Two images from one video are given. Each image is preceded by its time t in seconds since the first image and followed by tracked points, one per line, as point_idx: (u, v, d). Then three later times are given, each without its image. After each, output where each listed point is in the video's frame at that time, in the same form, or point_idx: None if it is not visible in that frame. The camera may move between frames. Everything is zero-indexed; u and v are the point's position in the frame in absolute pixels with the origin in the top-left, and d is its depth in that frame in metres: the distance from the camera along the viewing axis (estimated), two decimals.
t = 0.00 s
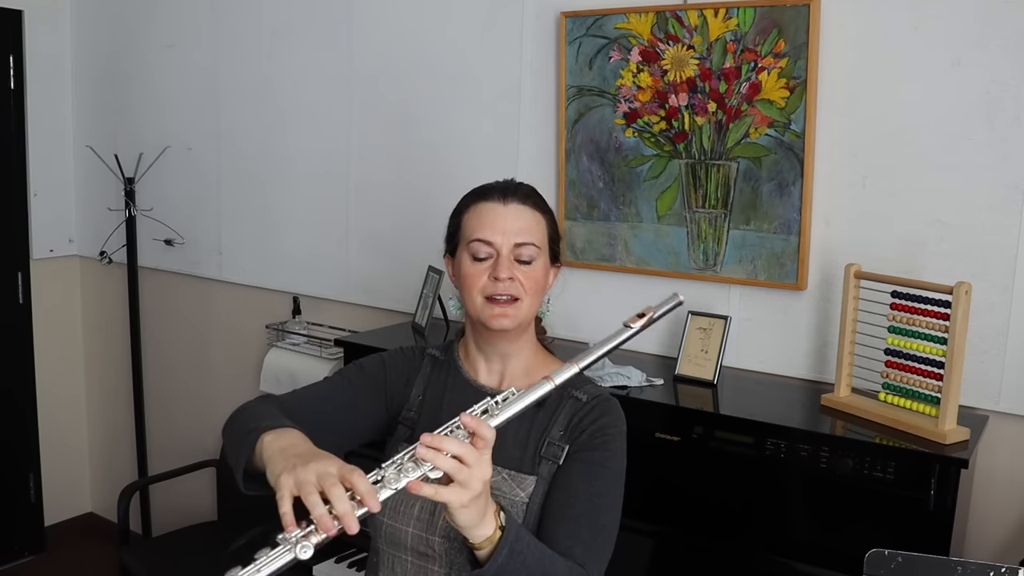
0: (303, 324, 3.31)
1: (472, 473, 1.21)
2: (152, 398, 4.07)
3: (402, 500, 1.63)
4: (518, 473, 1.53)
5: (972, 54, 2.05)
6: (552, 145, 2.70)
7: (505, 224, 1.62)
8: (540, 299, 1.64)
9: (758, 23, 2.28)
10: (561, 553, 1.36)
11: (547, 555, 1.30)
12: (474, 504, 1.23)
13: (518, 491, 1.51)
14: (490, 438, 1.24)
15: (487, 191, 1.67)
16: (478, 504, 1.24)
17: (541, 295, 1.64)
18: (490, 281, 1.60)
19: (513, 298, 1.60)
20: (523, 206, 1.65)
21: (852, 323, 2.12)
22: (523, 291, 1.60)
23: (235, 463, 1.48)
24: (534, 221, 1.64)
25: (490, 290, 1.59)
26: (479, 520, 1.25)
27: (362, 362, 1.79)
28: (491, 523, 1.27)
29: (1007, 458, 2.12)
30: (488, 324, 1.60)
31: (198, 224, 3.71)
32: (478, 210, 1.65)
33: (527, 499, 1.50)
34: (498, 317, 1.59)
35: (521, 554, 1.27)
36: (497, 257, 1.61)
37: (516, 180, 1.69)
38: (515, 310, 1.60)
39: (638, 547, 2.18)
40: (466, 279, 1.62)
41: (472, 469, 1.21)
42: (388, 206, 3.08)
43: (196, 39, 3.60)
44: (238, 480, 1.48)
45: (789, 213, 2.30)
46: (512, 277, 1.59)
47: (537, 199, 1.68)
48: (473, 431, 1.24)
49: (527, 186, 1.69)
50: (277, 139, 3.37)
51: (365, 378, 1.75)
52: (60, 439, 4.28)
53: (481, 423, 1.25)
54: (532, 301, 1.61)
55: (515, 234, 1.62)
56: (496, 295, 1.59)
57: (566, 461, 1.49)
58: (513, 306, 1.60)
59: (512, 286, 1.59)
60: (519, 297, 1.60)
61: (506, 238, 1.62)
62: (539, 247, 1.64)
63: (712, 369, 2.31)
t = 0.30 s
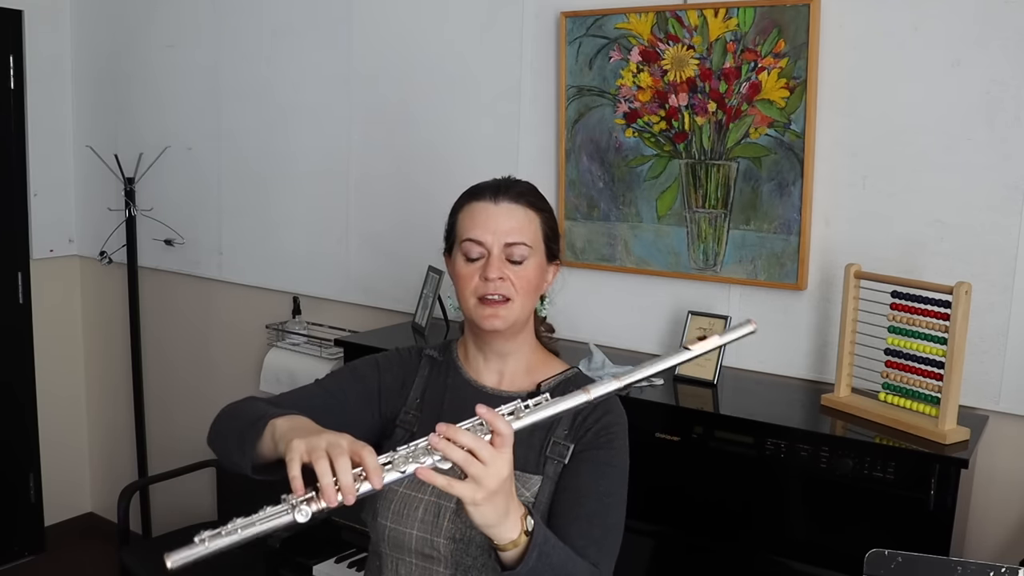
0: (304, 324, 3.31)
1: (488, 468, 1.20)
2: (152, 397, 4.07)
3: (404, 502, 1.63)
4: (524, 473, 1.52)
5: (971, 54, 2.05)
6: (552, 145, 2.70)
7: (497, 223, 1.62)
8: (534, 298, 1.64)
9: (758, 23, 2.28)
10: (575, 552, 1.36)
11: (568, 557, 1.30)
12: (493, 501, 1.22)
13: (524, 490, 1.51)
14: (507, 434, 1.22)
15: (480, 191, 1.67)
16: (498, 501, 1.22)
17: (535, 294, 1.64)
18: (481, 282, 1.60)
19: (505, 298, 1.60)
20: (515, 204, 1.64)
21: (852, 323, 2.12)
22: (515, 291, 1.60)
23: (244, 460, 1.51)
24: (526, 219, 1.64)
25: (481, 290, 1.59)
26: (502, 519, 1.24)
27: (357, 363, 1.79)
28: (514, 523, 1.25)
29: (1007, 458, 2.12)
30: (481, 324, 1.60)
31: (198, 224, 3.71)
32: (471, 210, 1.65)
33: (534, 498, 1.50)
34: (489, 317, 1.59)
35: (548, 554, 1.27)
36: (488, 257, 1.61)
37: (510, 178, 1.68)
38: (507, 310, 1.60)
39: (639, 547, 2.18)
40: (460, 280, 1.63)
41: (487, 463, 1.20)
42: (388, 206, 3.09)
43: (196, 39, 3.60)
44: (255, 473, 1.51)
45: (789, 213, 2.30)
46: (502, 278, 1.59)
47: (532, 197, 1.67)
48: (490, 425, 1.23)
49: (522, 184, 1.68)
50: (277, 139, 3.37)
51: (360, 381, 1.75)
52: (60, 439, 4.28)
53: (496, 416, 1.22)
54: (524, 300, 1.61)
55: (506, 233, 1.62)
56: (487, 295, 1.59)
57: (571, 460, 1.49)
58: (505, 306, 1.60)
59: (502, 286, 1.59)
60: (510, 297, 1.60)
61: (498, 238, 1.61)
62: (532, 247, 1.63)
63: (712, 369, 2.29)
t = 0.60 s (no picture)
0: (303, 324, 3.31)
1: (441, 487, 1.26)
2: (152, 397, 4.07)
3: (402, 502, 1.63)
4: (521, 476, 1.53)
5: (971, 54, 2.05)
6: (552, 145, 2.70)
7: (500, 224, 1.62)
8: (535, 300, 1.63)
9: (758, 23, 2.28)
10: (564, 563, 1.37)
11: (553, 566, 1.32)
12: (451, 517, 1.28)
13: (521, 494, 1.51)
14: (463, 458, 1.26)
15: (484, 192, 1.67)
16: (456, 520, 1.28)
17: (536, 297, 1.63)
18: (482, 283, 1.60)
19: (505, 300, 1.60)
20: (519, 206, 1.64)
21: (852, 325, 2.12)
22: (516, 293, 1.60)
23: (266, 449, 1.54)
24: (530, 221, 1.64)
25: (483, 291, 1.59)
26: (469, 537, 1.29)
27: (352, 373, 1.81)
28: (485, 543, 1.29)
29: (1007, 457, 2.12)
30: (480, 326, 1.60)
31: (198, 224, 3.71)
32: (475, 211, 1.65)
33: (530, 502, 1.50)
34: (489, 318, 1.59)
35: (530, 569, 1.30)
36: (490, 259, 1.61)
37: (514, 180, 1.68)
38: (509, 312, 1.60)
39: (639, 547, 2.18)
40: (461, 280, 1.63)
41: (441, 481, 1.26)
42: (388, 206, 3.08)
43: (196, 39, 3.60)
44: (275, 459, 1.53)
45: (789, 213, 2.30)
46: (504, 279, 1.59)
47: (535, 199, 1.67)
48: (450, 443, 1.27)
49: (526, 186, 1.68)
50: (277, 139, 3.37)
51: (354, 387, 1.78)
52: (60, 439, 4.28)
53: (451, 436, 1.26)
54: (526, 302, 1.61)
55: (510, 235, 1.61)
56: (488, 297, 1.59)
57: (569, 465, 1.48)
58: (506, 307, 1.60)
59: (504, 288, 1.59)
60: (511, 299, 1.59)
61: (500, 239, 1.61)
62: (534, 248, 1.63)
63: (712, 369, 2.30)
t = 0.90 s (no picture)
0: (303, 324, 3.31)
1: (410, 506, 1.31)
2: (153, 397, 4.07)
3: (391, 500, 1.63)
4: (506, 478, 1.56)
5: (971, 54, 2.05)
6: (552, 144, 2.70)
7: (494, 224, 1.62)
8: (527, 302, 1.64)
9: (758, 23, 2.28)
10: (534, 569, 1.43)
11: None
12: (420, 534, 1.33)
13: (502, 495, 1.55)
14: (433, 482, 1.29)
15: (478, 191, 1.67)
16: (425, 536, 1.33)
17: (528, 298, 1.64)
18: (473, 283, 1.61)
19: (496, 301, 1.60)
20: (513, 206, 1.64)
21: (852, 325, 2.12)
22: (507, 294, 1.61)
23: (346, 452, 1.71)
24: (523, 221, 1.64)
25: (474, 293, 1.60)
26: (438, 552, 1.34)
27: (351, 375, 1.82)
28: (452, 558, 1.34)
29: (1007, 457, 2.12)
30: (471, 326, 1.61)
31: (199, 224, 3.71)
32: (469, 210, 1.65)
33: (511, 506, 1.54)
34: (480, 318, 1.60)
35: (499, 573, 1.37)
36: (482, 258, 1.62)
37: (509, 180, 1.68)
38: (499, 313, 1.60)
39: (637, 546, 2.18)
40: (454, 279, 1.64)
41: (410, 500, 1.31)
42: (388, 206, 3.09)
43: (196, 39, 3.60)
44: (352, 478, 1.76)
45: (789, 213, 2.30)
46: (495, 280, 1.60)
47: (530, 199, 1.66)
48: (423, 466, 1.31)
49: (521, 187, 1.68)
50: (277, 139, 3.37)
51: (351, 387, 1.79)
52: (61, 439, 4.28)
53: (424, 459, 1.30)
54: (517, 303, 1.61)
55: (503, 235, 1.62)
56: (479, 297, 1.60)
57: (555, 470, 1.52)
58: (496, 308, 1.60)
59: (495, 289, 1.59)
60: (502, 300, 1.60)
61: (493, 239, 1.61)
62: (527, 249, 1.63)
63: (712, 369, 2.30)
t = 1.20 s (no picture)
0: (303, 324, 3.31)
1: (436, 507, 1.29)
2: (152, 397, 4.07)
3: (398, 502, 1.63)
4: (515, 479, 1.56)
5: (971, 54, 2.05)
6: (552, 145, 2.70)
7: (503, 230, 1.62)
8: (535, 307, 1.64)
9: (758, 23, 2.28)
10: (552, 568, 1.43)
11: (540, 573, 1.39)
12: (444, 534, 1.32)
13: (514, 496, 1.55)
14: (457, 482, 1.28)
15: (487, 194, 1.66)
16: (449, 536, 1.32)
17: (537, 304, 1.64)
18: (483, 289, 1.60)
19: (506, 308, 1.61)
20: (523, 211, 1.64)
21: (852, 324, 2.12)
22: (517, 300, 1.61)
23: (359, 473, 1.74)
24: (532, 227, 1.64)
25: (483, 298, 1.60)
26: (460, 550, 1.34)
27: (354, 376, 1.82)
28: (474, 553, 1.34)
29: (1007, 457, 2.12)
30: (481, 334, 1.61)
31: (198, 223, 3.71)
32: (477, 214, 1.64)
33: (523, 505, 1.54)
34: (489, 325, 1.60)
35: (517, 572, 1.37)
36: (492, 264, 1.62)
37: (518, 183, 1.67)
38: (509, 319, 1.61)
39: (638, 546, 2.18)
40: (462, 284, 1.64)
41: (435, 504, 1.29)
42: (388, 206, 3.09)
43: (196, 39, 3.60)
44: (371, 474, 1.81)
45: (789, 213, 2.30)
46: (505, 287, 1.60)
47: (539, 204, 1.66)
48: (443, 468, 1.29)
49: (529, 190, 1.67)
50: (277, 139, 3.37)
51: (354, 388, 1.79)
52: (60, 439, 4.28)
53: (445, 461, 1.28)
54: (526, 308, 1.62)
55: (512, 241, 1.62)
56: (489, 304, 1.60)
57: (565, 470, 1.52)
58: (506, 315, 1.61)
59: (504, 295, 1.60)
60: (512, 307, 1.61)
61: (502, 245, 1.62)
62: (535, 255, 1.63)
63: (712, 369, 2.31)
